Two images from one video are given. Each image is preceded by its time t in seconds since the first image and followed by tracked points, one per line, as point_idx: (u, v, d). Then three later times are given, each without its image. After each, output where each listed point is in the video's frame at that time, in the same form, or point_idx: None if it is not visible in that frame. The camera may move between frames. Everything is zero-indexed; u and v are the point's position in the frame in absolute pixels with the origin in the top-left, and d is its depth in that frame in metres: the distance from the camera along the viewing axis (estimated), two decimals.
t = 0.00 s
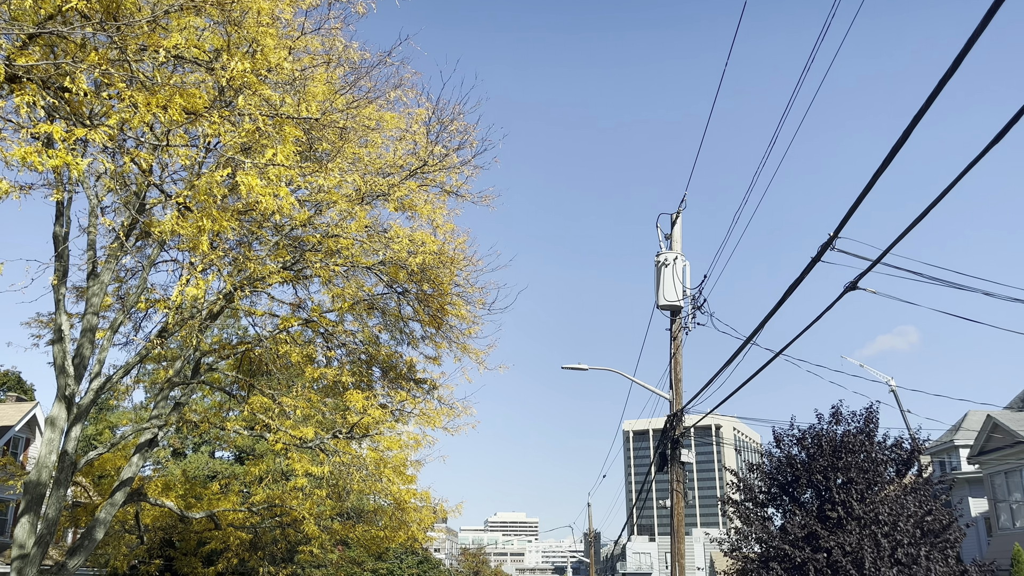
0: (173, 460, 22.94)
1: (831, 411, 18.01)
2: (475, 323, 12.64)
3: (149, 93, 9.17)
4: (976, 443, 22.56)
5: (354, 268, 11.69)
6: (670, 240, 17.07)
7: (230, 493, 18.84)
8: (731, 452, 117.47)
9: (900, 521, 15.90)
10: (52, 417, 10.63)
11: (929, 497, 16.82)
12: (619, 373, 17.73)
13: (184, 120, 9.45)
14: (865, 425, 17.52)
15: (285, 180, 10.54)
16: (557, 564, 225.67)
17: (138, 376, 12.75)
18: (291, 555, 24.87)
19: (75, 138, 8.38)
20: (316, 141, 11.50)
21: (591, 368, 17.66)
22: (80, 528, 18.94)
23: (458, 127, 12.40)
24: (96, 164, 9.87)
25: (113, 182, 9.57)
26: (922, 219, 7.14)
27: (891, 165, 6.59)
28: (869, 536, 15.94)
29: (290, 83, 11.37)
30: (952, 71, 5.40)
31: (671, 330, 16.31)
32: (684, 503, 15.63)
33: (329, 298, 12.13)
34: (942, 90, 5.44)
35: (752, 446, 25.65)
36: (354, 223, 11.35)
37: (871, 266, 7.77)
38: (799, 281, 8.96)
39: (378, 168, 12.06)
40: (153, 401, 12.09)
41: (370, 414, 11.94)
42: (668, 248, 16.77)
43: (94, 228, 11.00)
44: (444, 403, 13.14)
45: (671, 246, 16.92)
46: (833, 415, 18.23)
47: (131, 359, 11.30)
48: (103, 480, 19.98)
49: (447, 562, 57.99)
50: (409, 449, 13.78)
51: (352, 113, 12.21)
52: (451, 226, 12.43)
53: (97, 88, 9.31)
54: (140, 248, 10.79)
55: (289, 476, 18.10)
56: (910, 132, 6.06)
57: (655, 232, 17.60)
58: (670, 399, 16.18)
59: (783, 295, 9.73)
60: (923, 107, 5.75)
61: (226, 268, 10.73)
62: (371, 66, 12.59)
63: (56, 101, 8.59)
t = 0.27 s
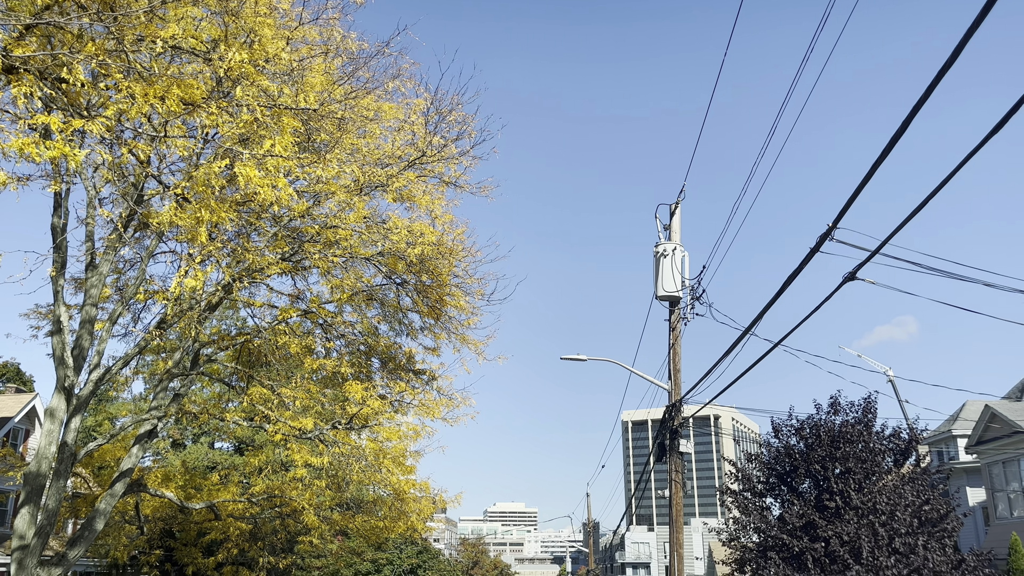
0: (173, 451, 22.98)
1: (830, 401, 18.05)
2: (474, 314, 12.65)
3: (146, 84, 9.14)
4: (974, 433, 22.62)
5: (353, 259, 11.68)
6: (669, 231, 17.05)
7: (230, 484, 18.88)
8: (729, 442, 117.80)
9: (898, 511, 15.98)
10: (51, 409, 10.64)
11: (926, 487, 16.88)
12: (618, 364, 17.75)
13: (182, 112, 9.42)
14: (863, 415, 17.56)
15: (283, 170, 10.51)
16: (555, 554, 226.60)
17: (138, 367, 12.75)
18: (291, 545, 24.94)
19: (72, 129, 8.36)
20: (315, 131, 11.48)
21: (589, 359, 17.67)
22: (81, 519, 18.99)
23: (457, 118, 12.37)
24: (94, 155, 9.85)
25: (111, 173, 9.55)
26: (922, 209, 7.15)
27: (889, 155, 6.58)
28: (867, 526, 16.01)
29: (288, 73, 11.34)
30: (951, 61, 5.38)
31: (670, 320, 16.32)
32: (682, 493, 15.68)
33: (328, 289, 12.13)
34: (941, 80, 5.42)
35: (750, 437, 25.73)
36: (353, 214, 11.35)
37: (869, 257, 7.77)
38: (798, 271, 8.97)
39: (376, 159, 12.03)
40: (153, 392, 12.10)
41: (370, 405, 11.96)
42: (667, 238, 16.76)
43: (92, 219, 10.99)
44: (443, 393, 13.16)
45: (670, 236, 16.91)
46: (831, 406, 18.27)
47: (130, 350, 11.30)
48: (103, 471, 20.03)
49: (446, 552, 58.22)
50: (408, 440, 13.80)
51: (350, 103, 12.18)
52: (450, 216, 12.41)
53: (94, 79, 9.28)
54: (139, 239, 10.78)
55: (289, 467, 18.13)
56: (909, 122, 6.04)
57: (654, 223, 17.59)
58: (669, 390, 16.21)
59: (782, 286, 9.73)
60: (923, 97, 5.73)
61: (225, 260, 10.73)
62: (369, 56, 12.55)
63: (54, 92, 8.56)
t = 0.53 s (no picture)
0: (172, 436, 23.05)
1: (828, 386, 18.10)
2: (473, 299, 12.64)
3: (143, 68, 9.09)
4: (971, 417, 22.70)
5: (351, 244, 11.67)
6: (668, 216, 17.03)
7: (230, 468, 18.94)
8: (727, 426, 118.18)
9: (895, 494, 16.07)
10: (51, 393, 10.64)
11: (923, 470, 16.94)
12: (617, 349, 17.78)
13: (179, 96, 9.37)
14: (860, 400, 17.62)
15: (282, 155, 10.48)
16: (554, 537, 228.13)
17: (137, 352, 12.76)
18: (291, 529, 25.08)
19: (69, 113, 8.31)
20: (313, 116, 11.44)
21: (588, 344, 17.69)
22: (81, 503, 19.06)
23: (455, 102, 12.31)
24: (91, 139, 9.81)
25: (109, 158, 9.52)
26: (921, 193, 7.14)
27: (890, 140, 6.55)
28: (863, 509, 16.10)
29: (285, 57, 11.30)
30: (952, 45, 5.33)
31: (669, 305, 16.32)
32: (681, 477, 15.76)
33: (327, 274, 12.13)
34: (942, 65, 5.39)
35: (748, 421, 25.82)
36: (351, 199, 11.32)
37: (869, 241, 7.74)
38: (797, 256, 8.96)
39: (375, 143, 11.97)
40: (152, 377, 12.12)
41: (369, 390, 11.99)
42: (666, 223, 16.73)
43: (90, 204, 10.95)
44: (442, 378, 13.19)
45: (669, 221, 16.87)
46: (828, 390, 18.32)
47: (129, 335, 11.31)
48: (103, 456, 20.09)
49: (446, 535, 58.69)
50: (407, 424, 13.83)
51: (348, 87, 12.13)
52: (448, 201, 12.37)
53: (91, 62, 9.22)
54: (136, 224, 10.75)
55: (289, 451, 18.19)
56: (909, 107, 6.01)
57: (653, 208, 17.56)
58: (668, 375, 16.25)
59: (780, 270, 9.72)
60: (923, 81, 5.68)
61: (223, 244, 10.71)
62: (367, 40, 12.47)
63: (50, 76, 8.50)
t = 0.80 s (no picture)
0: (171, 413, 23.14)
1: (824, 365, 18.16)
2: (471, 278, 12.62)
3: (138, 44, 9.00)
4: (966, 397, 22.83)
5: (348, 223, 11.65)
6: (667, 195, 16.98)
7: (229, 446, 19.03)
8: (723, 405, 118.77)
9: (889, 473, 16.18)
10: (49, 370, 10.66)
11: (919, 449, 17.05)
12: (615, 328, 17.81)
13: (175, 72, 9.29)
14: (857, 379, 17.69)
15: (278, 133, 10.41)
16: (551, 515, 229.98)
17: (135, 330, 12.77)
18: (290, 506, 25.25)
19: (64, 89, 8.24)
20: (310, 94, 11.38)
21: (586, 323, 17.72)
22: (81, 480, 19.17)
23: (453, 80, 12.23)
24: (86, 116, 9.74)
25: (105, 135, 9.47)
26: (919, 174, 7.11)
27: (890, 119, 6.51)
28: (858, 487, 16.22)
29: (281, 34, 11.22)
30: (953, 23, 5.28)
31: (667, 285, 16.33)
32: (677, 456, 15.86)
33: (324, 253, 12.11)
34: (942, 44, 5.34)
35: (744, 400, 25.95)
36: (348, 177, 11.27)
37: (868, 221, 7.71)
38: (795, 236, 8.93)
39: (372, 121, 11.89)
40: (150, 355, 12.13)
41: (367, 368, 12.01)
42: (664, 203, 16.69)
43: (87, 181, 10.90)
44: (440, 357, 13.21)
45: (667, 201, 16.84)
46: (825, 369, 18.38)
47: (127, 313, 11.31)
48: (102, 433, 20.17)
49: (443, 512, 59.19)
50: (406, 403, 13.86)
51: (345, 64, 12.05)
52: (446, 180, 12.32)
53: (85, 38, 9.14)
54: (133, 202, 10.71)
55: (287, 429, 18.26)
56: (909, 85, 5.96)
57: (652, 187, 17.51)
58: (665, 354, 16.29)
59: (779, 250, 9.70)
60: (924, 59, 5.63)
61: (220, 222, 10.68)
62: (364, 17, 12.37)
63: (45, 52, 8.42)
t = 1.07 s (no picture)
0: (168, 386, 23.18)
1: (820, 342, 18.22)
2: (468, 253, 12.60)
3: (132, 13, 8.90)
4: (960, 374, 22.96)
5: (345, 196, 11.60)
6: (665, 171, 16.91)
7: (226, 418, 19.09)
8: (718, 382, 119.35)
9: (883, 448, 16.32)
10: (46, 343, 10.73)
11: (912, 425, 17.18)
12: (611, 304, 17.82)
13: (169, 43, 9.19)
14: (852, 355, 17.76)
15: (275, 105, 10.33)
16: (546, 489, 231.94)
17: (132, 303, 12.74)
18: (288, 479, 25.41)
19: (58, 59, 8.15)
20: (306, 66, 11.29)
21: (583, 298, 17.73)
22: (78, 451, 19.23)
23: (451, 53, 12.10)
24: (81, 87, 9.65)
25: (99, 106, 9.39)
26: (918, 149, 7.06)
27: (889, 94, 6.48)
28: (851, 463, 16.37)
29: (277, 4, 11.09)
30: None
31: (664, 261, 16.32)
32: (672, 431, 15.96)
33: (321, 227, 12.06)
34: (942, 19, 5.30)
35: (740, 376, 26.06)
36: (345, 150, 11.18)
37: (866, 197, 7.69)
38: (793, 212, 8.91)
39: (369, 94, 11.81)
40: (147, 328, 12.12)
41: (364, 342, 12.03)
42: (662, 179, 16.62)
43: (81, 153, 10.81)
44: (437, 332, 13.23)
45: (665, 176, 16.77)
46: (821, 346, 18.45)
47: (123, 286, 11.28)
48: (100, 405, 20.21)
49: (439, 485, 59.66)
50: (403, 377, 13.89)
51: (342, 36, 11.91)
52: (443, 154, 12.23)
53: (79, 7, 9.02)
54: (129, 174, 10.64)
55: (284, 402, 18.31)
56: (910, 61, 5.90)
57: (650, 162, 17.43)
58: (662, 331, 16.33)
59: (776, 226, 9.68)
60: (925, 35, 5.59)
61: (217, 195, 10.63)
62: None
63: (38, 21, 8.32)
